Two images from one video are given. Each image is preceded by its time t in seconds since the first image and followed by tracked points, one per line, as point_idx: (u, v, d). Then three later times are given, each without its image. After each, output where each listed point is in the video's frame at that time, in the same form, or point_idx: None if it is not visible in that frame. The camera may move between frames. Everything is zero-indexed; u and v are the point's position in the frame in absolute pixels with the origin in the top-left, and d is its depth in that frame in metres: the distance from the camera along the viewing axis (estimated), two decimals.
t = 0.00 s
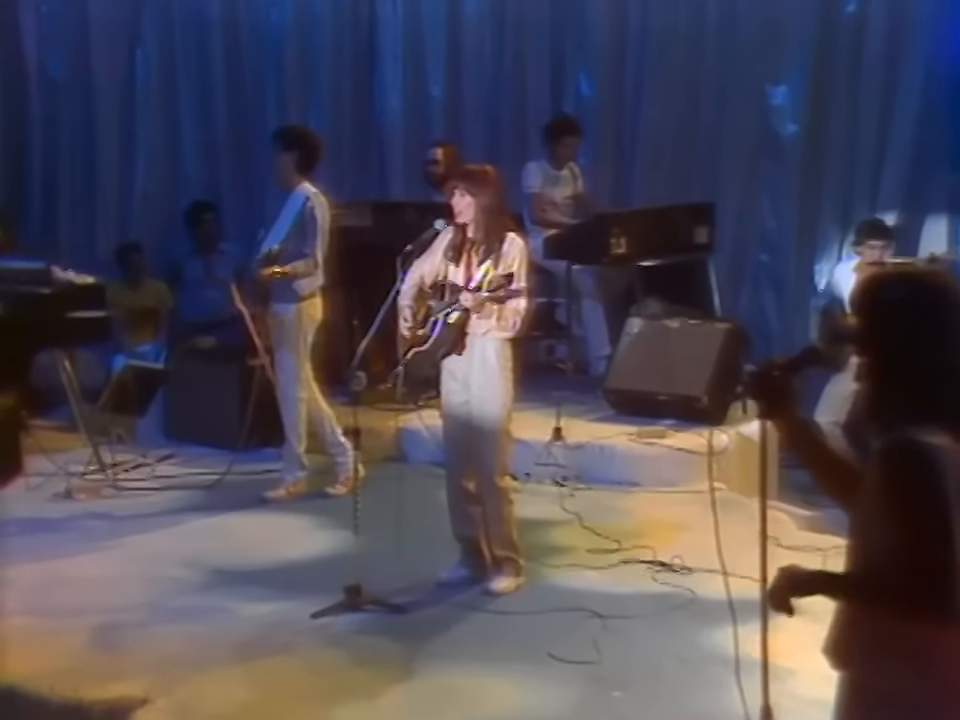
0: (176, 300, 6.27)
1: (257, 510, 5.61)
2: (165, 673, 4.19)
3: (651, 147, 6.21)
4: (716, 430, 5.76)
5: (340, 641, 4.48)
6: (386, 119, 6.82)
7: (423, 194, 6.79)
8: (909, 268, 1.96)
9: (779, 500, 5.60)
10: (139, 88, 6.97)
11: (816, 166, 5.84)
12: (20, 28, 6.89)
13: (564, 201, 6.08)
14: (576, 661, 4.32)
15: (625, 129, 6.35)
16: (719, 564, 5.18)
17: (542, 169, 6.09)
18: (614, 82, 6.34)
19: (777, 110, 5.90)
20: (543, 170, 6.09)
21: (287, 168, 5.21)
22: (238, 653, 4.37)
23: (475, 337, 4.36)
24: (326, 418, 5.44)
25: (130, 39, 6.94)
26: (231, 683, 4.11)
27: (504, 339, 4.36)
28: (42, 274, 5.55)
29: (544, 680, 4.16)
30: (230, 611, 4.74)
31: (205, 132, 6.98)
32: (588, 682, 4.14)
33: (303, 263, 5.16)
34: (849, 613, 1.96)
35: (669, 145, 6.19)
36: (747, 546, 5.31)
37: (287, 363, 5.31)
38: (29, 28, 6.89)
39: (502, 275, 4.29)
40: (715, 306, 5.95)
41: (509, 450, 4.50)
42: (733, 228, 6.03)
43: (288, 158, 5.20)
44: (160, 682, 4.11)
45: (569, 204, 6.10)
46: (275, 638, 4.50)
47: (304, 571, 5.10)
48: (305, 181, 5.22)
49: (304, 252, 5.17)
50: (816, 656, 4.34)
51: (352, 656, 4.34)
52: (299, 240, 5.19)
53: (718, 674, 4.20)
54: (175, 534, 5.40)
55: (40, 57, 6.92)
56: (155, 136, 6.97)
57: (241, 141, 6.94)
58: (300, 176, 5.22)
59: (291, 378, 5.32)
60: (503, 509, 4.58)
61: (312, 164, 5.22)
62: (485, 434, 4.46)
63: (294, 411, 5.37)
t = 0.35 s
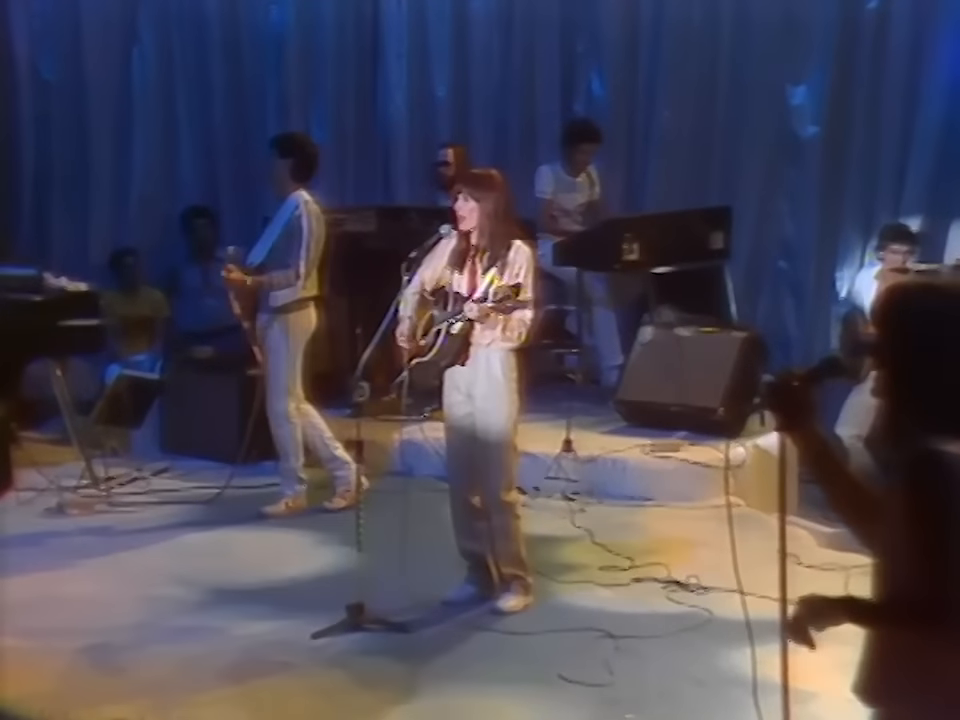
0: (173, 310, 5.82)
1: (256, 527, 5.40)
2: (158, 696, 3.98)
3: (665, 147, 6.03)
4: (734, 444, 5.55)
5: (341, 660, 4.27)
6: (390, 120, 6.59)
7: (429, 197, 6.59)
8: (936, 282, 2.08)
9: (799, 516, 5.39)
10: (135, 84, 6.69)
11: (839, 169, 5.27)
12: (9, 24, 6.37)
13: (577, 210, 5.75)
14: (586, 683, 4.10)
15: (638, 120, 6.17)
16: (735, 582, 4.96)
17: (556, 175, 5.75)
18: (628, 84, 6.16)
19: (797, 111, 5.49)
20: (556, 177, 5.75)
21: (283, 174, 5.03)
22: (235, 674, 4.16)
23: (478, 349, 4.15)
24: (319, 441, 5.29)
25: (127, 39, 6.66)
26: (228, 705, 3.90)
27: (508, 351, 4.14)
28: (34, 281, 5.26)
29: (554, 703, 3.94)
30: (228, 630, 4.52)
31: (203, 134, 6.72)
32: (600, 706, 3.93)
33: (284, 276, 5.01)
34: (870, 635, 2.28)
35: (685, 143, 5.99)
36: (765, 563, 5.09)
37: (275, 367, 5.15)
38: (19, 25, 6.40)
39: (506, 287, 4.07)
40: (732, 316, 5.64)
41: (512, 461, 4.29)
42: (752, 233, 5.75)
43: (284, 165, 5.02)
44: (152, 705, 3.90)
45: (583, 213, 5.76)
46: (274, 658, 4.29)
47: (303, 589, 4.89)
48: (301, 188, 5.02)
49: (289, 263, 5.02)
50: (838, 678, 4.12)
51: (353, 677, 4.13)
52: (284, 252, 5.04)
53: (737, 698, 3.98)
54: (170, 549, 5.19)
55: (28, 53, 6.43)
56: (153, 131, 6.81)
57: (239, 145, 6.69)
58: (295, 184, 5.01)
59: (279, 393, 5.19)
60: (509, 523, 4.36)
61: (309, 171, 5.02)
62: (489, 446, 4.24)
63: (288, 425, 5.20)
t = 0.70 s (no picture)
0: (167, 312, 5.71)
1: (253, 540, 5.15)
2: None
3: (682, 143, 5.78)
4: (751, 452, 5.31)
5: (343, 679, 4.03)
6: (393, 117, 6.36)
7: (433, 197, 6.36)
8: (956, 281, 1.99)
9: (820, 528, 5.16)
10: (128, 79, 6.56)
11: (861, 168, 5.34)
12: None
13: (588, 210, 5.61)
14: (597, 702, 3.87)
15: (653, 122, 5.90)
16: (754, 599, 4.72)
17: (566, 173, 5.63)
18: (641, 81, 5.87)
19: (818, 106, 5.44)
20: (567, 176, 5.62)
21: (284, 173, 4.80)
22: (231, 695, 3.92)
23: (482, 354, 3.93)
24: (321, 451, 5.03)
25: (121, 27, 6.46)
26: None
27: (515, 356, 3.92)
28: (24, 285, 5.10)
29: None
30: (224, 649, 4.28)
31: (200, 130, 6.57)
32: None
33: (276, 278, 4.76)
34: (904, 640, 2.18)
35: (704, 139, 5.74)
36: (786, 579, 4.86)
37: (273, 371, 4.91)
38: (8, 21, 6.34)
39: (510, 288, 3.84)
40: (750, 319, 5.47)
41: (513, 473, 4.06)
42: (769, 232, 5.61)
43: (284, 163, 4.79)
44: None
45: (592, 213, 5.62)
46: (272, 677, 4.06)
47: (302, 605, 4.65)
48: (302, 187, 4.77)
49: (284, 266, 4.76)
50: (865, 698, 3.88)
51: (356, 697, 3.90)
52: (279, 255, 4.77)
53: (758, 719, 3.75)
54: (164, 564, 4.96)
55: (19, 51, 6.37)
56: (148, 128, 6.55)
57: (240, 143, 6.50)
58: (296, 183, 4.78)
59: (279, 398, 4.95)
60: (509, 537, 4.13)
61: (312, 171, 4.79)
62: (488, 453, 4.01)
63: (289, 431, 4.98)
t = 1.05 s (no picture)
0: (161, 318, 5.56)
1: (249, 556, 4.92)
2: None
3: (695, 142, 5.58)
4: (769, 465, 5.08)
5: (343, 702, 3.80)
6: (399, 115, 6.13)
7: (436, 200, 6.13)
8: None
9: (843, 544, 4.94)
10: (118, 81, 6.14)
11: (884, 164, 5.30)
12: None
13: (597, 211, 5.41)
14: None
15: (665, 118, 5.73)
16: (773, 617, 4.49)
17: (574, 173, 5.41)
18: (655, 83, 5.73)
19: (839, 102, 5.34)
20: (575, 176, 5.40)
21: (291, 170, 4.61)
22: None
23: (494, 358, 3.75)
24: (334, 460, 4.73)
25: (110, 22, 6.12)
26: None
27: (529, 359, 3.73)
28: (10, 287, 4.98)
29: None
30: (219, 669, 4.05)
31: (196, 130, 6.21)
32: None
33: (280, 279, 4.54)
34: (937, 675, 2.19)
35: (719, 138, 5.57)
36: (805, 597, 4.63)
37: (285, 376, 4.65)
38: None
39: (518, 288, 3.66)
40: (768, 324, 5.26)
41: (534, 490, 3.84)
42: (788, 235, 5.44)
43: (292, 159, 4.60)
44: None
45: (601, 216, 5.41)
46: (268, 700, 3.82)
47: (298, 623, 4.42)
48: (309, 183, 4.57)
49: (287, 268, 4.54)
50: None
51: None
52: (284, 254, 4.57)
53: None
54: (155, 580, 4.72)
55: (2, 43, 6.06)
56: (139, 131, 6.15)
57: (237, 144, 6.21)
58: (303, 180, 4.58)
59: (290, 404, 4.68)
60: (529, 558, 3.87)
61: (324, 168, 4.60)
62: (505, 468, 3.80)
63: (297, 438, 4.71)
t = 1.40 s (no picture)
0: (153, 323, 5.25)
1: (244, 574, 4.67)
2: None
3: (713, 139, 5.38)
4: (789, 478, 4.85)
5: None
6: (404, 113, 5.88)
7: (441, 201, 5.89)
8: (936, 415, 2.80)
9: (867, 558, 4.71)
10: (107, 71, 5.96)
11: (911, 162, 5.11)
12: None
13: (609, 211, 5.15)
14: None
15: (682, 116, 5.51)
16: (795, 637, 4.25)
17: (584, 173, 5.18)
18: (671, 83, 5.51)
19: (863, 97, 5.15)
20: (585, 175, 5.17)
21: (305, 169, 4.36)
22: None
23: (515, 372, 3.67)
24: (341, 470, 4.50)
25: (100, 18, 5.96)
26: None
27: (550, 370, 3.67)
28: None
29: None
30: (212, 694, 3.81)
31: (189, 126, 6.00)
32: None
33: (301, 283, 4.32)
34: None
35: (735, 134, 5.36)
36: (829, 616, 4.38)
37: (298, 383, 4.40)
38: None
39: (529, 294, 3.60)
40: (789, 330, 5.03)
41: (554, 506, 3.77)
42: (809, 240, 5.24)
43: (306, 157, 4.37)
44: None
45: (614, 218, 5.16)
46: None
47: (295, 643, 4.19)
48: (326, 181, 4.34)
49: (306, 271, 4.32)
50: None
51: None
52: (301, 257, 4.35)
53: None
54: (146, 598, 4.49)
55: None
56: (130, 126, 5.96)
57: (234, 142, 5.99)
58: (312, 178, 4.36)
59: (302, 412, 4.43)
60: (547, 572, 3.80)
61: (340, 165, 4.37)
62: (527, 484, 3.72)
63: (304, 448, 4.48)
